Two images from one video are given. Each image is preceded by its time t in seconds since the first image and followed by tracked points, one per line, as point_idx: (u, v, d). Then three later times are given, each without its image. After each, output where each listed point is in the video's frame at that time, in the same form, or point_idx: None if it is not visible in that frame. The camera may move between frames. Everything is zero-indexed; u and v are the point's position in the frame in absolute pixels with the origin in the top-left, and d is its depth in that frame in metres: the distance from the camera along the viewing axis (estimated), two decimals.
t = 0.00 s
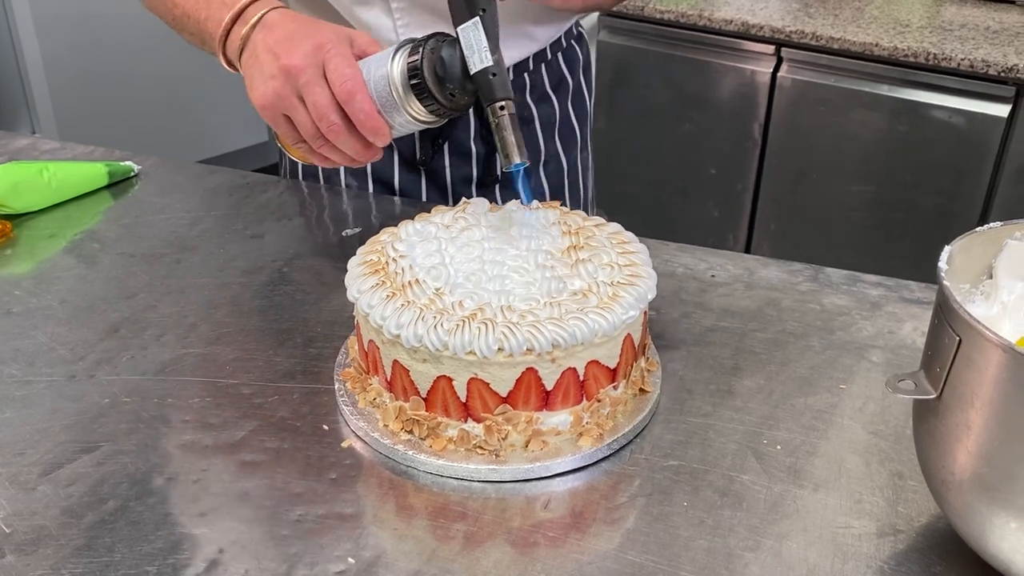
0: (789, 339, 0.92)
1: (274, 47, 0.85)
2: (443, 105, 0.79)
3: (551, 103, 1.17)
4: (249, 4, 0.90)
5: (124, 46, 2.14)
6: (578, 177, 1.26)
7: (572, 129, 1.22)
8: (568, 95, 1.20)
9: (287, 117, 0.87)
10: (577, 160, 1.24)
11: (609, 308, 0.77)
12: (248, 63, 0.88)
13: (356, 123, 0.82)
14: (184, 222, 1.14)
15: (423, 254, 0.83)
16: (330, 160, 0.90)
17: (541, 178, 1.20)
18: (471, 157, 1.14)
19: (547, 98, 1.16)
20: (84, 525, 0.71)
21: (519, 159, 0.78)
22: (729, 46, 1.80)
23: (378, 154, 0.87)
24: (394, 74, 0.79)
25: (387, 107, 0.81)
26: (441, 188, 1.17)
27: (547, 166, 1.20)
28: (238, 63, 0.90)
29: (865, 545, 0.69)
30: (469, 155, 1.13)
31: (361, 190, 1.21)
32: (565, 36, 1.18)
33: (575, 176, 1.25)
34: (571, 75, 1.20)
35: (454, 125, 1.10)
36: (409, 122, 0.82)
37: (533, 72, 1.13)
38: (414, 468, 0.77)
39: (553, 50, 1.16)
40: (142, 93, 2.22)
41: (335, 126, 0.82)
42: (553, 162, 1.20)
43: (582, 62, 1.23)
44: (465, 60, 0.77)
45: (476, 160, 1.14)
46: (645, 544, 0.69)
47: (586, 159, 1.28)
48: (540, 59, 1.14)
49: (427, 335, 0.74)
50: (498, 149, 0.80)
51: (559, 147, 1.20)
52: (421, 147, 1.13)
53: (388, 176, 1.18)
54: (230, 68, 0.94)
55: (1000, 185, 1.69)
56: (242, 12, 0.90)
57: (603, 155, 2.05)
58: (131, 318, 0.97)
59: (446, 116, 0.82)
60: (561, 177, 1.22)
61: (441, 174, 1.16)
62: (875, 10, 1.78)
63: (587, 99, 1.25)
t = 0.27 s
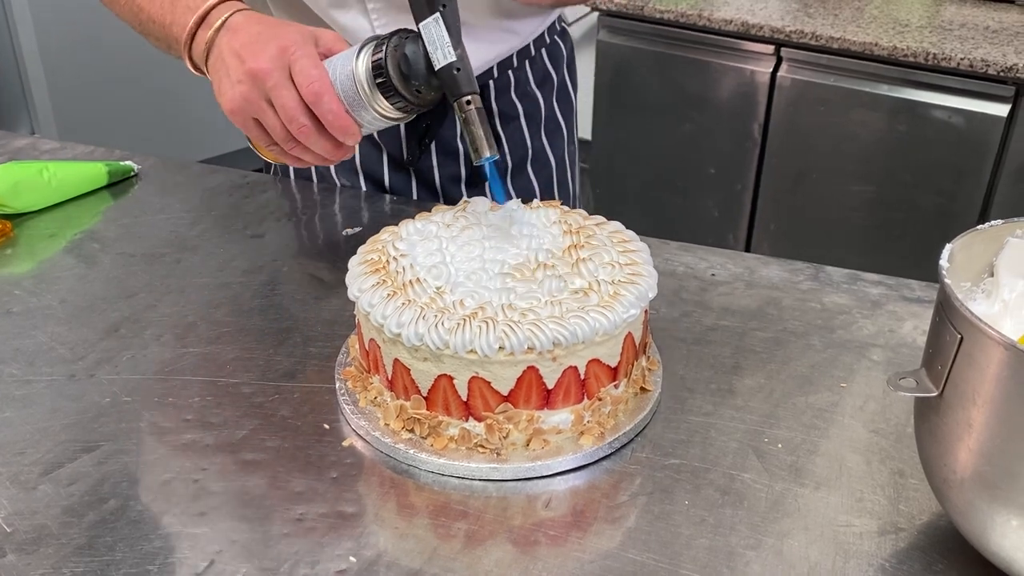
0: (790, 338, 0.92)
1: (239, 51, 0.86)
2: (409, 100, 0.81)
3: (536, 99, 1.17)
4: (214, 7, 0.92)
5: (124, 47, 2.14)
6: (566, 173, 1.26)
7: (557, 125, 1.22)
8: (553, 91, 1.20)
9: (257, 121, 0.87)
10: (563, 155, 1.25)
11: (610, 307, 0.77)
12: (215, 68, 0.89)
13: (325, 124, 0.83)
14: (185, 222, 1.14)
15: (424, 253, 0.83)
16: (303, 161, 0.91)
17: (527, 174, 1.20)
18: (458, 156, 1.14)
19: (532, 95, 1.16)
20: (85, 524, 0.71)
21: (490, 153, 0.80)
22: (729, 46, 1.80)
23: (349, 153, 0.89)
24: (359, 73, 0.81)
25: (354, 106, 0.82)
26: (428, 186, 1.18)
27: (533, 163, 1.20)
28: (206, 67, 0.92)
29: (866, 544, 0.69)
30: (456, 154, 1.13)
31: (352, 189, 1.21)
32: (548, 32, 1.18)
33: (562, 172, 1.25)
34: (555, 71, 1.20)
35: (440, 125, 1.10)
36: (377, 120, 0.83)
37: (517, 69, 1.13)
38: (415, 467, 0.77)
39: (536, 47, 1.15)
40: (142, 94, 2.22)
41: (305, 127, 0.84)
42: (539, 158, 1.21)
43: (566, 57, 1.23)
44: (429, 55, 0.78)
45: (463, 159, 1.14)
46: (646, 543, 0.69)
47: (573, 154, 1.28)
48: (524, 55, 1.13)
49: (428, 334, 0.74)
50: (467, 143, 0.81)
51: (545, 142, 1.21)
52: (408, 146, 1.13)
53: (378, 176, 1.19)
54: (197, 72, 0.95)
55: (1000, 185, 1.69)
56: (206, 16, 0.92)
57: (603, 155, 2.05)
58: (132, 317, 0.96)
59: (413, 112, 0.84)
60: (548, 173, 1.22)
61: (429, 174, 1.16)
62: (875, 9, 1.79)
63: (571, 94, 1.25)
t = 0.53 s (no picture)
0: (788, 340, 0.92)
1: (240, 48, 0.86)
2: (416, 88, 0.83)
3: (515, 98, 1.17)
4: (207, 6, 0.91)
5: (123, 48, 2.14)
6: (547, 171, 1.26)
7: (537, 122, 1.23)
8: (533, 89, 1.20)
9: (264, 116, 0.88)
10: (544, 154, 1.25)
11: (609, 310, 0.77)
12: (216, 64, 0.89)
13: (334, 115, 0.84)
14: (184, 224, 1.14)
15: (423, 256, 0.83)
16: (309, 151, 0.92)
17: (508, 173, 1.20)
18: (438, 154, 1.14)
19: (512, 94, 1.17)
20: (85, 528, 0.71)
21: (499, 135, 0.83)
22: (729, 48, 1.80)
23: (355, 140, 0.90)
24: (367, 64, 0.82)
25: (362, 95, 0.84)
26: (408, 184, 1.19)
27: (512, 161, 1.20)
28: (205, 67, 0.92)
29: (865, 547, 0.69)
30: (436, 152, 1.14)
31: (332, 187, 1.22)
32: (527, 31, 1.18)
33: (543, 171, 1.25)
34: (535, 69, 1.20)
35: (419, 123, 1.11)
36: (384, 108, 0.85)
37: (495, 67, 1.14)
38: (414, 470, 0.77)
39: (515, 45, 1.16)
40: (141, 95, 2.23)
41: (314, 119, 0.85)
42: (520, 157, 1.21)
43: (546, 56, 1.23)
44: (435, 45, 0.80)
45: (442, 156, 1.14)
46: (645, 546, 0.69)
47: (555, 152, 1.28)
48: (502, 53, 1.14)
49: (427, 337, 0.74)
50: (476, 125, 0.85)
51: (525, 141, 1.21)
52: (387, 144, 1.13)
53: (358, 173, 1.20)
54: (194, 71, 0.95)
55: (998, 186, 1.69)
56: (201, 15, 0.91)
57: (602, 156, 2.05)
58: (131, 320, 0.97)
59: (418, 99, 0.86)
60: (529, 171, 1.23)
61: (409, 171, 1.17)
62: (873, 10, 1.79)
63: (552, 92, 1.25)
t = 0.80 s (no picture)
0: (788, 341, 0.92)
1: (214, 49, 0.87)
2: (386, 92, 0.82)
3: (499, 96, 1.18)
4: (185, 7, 0.92)
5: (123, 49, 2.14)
6: (531, 169, 1.27)
7: (521, 120, 1.23)
8: (516, 88, 1.21)
9: (236, 116, 0.89)
10: (529, 152, 1.25)
11: (609, 311, 0.77)
12: (191, 65, 0.89)
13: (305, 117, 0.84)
14: (184, 225, 1.14)
15: (424, 257, 0.83)
16: (281, 153, 0.93)
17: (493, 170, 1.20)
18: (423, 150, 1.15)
19: (496, 92, 1.17)
20: (85, 529, 0.71)
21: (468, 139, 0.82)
22: (729, 48, 1.80)
23: (327, 144, 0.90)
24: (337, 66, 0.81)
25: (332, 99, 0.83)
26: (394, 180, 1.19)
27: (498, 159, 1.21)
28: (180, 67, 0.92)
29: (865, 547, 0.69)
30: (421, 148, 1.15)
31: (318, 185, 1.23)
32: (510, 29, 1.19)
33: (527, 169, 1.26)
34: (518, 68, 1.20)
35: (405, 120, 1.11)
36: (354, 112, 0.85)
37: (480, 65, 1.14)
38: (415, 471, 0.77)
39: (498, 43, 1.16)
40: (140, 96, 2.23)
41: (284, 121, 0.85)
42: (505, 155, 1.21)
43: (529, 55, 1.24)
44: (407, 49, 0.80)
45: (428, 153, 1.16)
46: (646, 547, 0.69)
47: (539, 150, 1.29)
48: (487, 52, 1.14)
49: (427, 338, 0.75)
50: (445, 130, 0.83)
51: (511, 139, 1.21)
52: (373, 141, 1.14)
53: (343, 170, 1.20)
54: (169, 71, 0.95)
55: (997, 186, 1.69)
56: (177, 16, 0.92)
57: (602, 157, 2.05)
58: (131, 321, 0.97)
59: (388, 104, 0.85)
60: (513, 169, 1.23)
61: (394, 167, 1.18)
62: (872, 11, 1.79)
63: (534, 91, 1.26)
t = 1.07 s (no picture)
0: (789, 342, 0.92)
1: (202, 73, 0.88)
2: (378, 110, 0.81)
3: (494, 94, 1.18)
4: (175, 33, 0.93)
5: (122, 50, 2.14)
6: (527, 167, 1.27)
7: (516, 119, 1.23)
8: (511, 86, 1.21)
9: (223, 141, 0.89)
10: (525, 150, 1.26)
11: (609, 312, 0.77)
12: (179, 90, 0.91)
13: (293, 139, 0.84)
14: (183, 227, 1.14)
15: (423, 258, 0.83)
16: (269, 179, 0.93)
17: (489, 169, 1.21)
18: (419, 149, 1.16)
19: (491, 91, 1.17)
20: (85, 531, 0.71)
21: (462, 155, 0.79)
22: (728, 49, 1.80)
23: (318, 168, 0.89)
24: (327, 85, 0.81)
25: (322, 118, 0.82)
26: (391, 180, 1.20)
27: (493, 157, 1.21)
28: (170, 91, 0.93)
29: (866, 548, 0.69)
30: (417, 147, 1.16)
31: (315, 187, 1.23)
32: (503, 28, 1.19)
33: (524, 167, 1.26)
34: (512, 66, 1.21)
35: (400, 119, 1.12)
36: (346, 131, 0.83)
37: (474, 64, 1.14)
38: (415, 472, 0.77)
39: (492, 42, 1.16)
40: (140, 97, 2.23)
41: (271, 143, 0.85)
42: (500, 154, 1.21)
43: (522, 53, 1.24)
44: (397, 63, 0.78)
45: (424, 152, 1.17)
46: (646, 548, 0.69)
47: (534, 148, 1.29)
48: (481, 51, 1.14)
49: (428, 339, 0.74)
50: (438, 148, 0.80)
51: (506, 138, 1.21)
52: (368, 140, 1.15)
53: (340, 171, 1.21)
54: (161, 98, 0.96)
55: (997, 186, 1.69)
56: (167, 41, 0.93)
57: (602, 158, 2.05)
58: (131, 323, 0.97)
59: (382, 124, 0.84)
60: (509, 168, 1.23)
61: (390, 167, 1.18)
62: (871, 11, 1.79)
63: (528, 88, 1.26)
